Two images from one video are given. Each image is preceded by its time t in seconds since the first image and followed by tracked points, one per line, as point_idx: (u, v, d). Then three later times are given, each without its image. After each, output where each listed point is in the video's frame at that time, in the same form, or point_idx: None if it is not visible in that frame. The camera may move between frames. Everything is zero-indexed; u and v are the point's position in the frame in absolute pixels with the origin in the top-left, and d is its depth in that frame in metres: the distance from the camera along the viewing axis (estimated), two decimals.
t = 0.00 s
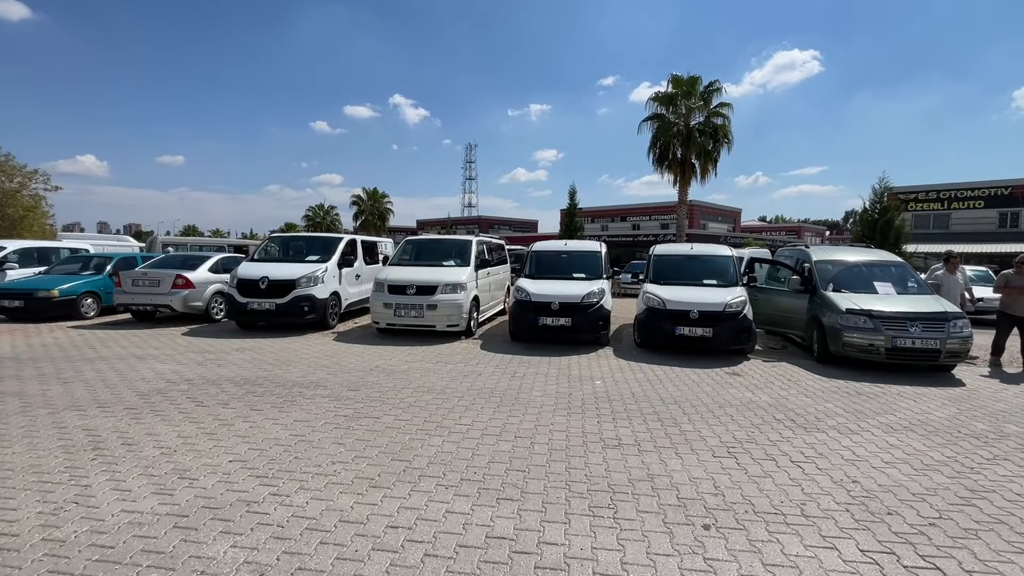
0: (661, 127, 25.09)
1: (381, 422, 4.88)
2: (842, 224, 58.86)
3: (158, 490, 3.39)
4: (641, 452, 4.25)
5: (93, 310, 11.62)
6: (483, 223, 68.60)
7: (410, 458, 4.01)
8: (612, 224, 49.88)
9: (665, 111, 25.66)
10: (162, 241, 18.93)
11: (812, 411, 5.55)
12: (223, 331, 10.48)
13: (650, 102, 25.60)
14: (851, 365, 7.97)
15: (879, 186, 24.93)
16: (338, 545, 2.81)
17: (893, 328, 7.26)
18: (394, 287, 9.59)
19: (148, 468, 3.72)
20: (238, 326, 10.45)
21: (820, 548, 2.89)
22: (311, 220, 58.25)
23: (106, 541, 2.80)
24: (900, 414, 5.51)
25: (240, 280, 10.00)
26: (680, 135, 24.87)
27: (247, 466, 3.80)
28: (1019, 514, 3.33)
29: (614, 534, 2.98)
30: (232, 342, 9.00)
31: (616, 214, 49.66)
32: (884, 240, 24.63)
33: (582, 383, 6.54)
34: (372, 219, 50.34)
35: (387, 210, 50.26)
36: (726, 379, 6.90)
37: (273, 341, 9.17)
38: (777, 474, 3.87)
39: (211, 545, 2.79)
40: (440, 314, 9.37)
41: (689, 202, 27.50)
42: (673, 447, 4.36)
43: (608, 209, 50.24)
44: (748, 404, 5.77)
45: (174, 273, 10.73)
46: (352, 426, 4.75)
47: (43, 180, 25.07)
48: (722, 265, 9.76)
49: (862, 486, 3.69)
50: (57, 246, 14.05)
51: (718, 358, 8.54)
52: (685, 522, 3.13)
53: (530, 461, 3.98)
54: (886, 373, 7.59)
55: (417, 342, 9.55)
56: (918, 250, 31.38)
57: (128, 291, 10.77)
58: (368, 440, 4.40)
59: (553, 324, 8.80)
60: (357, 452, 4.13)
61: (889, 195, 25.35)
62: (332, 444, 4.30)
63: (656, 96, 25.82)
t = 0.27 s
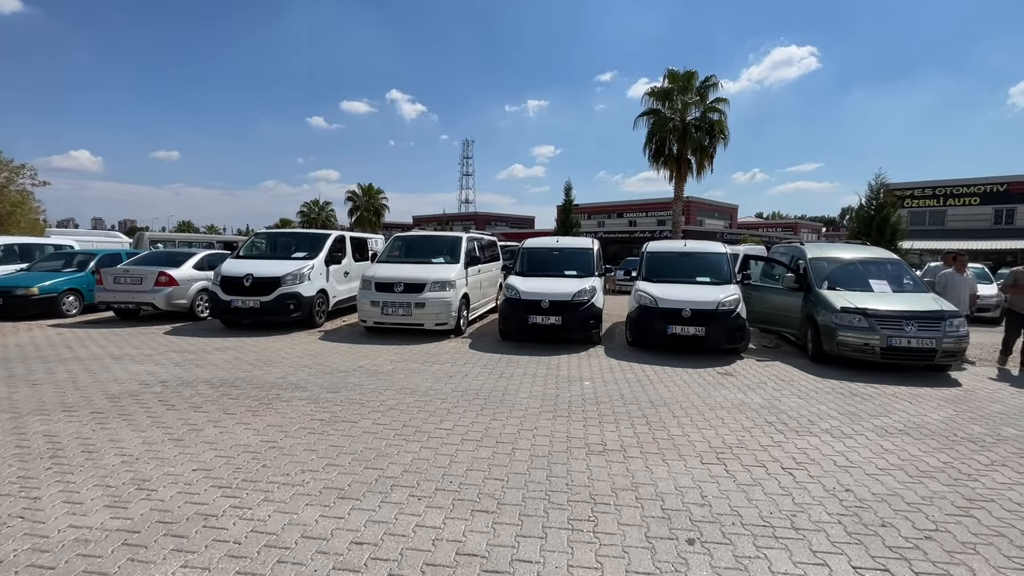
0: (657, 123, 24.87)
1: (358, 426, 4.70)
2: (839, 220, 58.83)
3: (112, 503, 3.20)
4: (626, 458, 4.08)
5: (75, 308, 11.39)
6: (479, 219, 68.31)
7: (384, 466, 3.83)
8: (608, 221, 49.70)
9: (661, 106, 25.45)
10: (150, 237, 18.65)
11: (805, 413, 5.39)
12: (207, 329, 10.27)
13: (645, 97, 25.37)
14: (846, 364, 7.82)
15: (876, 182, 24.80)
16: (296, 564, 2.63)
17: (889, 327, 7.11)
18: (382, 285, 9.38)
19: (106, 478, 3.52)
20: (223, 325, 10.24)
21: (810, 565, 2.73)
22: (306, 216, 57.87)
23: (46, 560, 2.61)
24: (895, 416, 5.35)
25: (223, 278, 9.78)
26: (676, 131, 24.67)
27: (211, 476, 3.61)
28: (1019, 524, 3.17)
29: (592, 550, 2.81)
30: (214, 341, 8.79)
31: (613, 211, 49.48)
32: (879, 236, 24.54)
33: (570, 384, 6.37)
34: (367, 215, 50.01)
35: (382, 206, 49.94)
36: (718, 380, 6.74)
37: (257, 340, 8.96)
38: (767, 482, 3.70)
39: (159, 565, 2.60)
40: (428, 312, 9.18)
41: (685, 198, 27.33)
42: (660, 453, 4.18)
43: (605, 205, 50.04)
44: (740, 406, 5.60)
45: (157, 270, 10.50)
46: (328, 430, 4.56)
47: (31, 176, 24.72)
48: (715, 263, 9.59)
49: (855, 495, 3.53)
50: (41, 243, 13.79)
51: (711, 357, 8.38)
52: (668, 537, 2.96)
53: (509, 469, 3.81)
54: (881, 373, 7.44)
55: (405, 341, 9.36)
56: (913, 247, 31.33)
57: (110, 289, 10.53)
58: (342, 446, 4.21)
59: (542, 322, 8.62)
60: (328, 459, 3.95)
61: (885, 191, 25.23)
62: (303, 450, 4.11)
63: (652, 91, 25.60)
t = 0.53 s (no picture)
0: (648, 119, 24.76)
1: (334, 431, 4.52)
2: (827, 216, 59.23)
3: (63, 518, 3.01)
4: (611, 463, 3.94)
5: (50, 307, 11.07)
6: (471, 215, 67.97)
7: (358, 475, 3.66)
8: (600, 217, 49.64)
9: (651, 102, 25.34)
10: (130, 234, 18.23)
11: (794, 414, 5.29)
12: (187, 329, 10.00)
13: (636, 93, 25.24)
14: (835, 362, 7.76)
15: (864, 178, 24.90)
16: None
17: (877, 325, 7.05)
18: (366, 283, 9.19)
19: (60, 491, 3.33)
20: (203, 324, 9.99)
21: None
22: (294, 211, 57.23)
23: None
24: (885, 416, 5.27)
25: (202, 276, 9.52)
26: (667, 127, 24.58)
27: (174, 487, 3.42)
28: (1012, 531, 3.07)
29: (572, 565, 2.67)
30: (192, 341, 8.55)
31: (604, 207, 49.42)
32: (868, 233, 24.66)
33: (556, 384, 6.23)
34: (357, 211, 49.54)
35: (372, 202, 49.48)
36: (706, 379, 6.64)
37: (237, 339, 8.73)
38: (754, 487, 3.59)
39: None
40: (413, 311, 9.00)
41: (676, 195, 27.26)
42: (645, 458, 4.06)
43: (596, 201, 49.96)
44: (728, 407, 5.50)
45: (134, 268, 10.21)
46: (302, 436, 4.38)
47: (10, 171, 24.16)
48: (705, 260, 9.49)
49: (845, 500, 3.42)
50: (16, 240, 13.41)
51: (700, 355, 8.28)
52: (651, 549, 2.83)
53: (488, 477, 3.66)
54: (870, 371, 7.38)
55: (390, 340, 9.18)
56: (901, 243, 31.57)
57: (86, 287, 10.23)
58: (315, 453, 4.04)
59: (529, 321, 8.47)
60: (299, 468, 3.77)
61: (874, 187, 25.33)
62: (274, 458, 3.93)
63: (643, 87, 25.49)
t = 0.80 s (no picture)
0: (633, 114, 24.72)
1: (304, 434, 4.34)
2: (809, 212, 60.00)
3: (3, 534, 2.80)
4: (591, 464, 3.83)
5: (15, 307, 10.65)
6: (457, 211, 67.55)
7: (327, 481, 3.50)
8: (586, 213, 49.65)
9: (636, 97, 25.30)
10: (103, 231, 17.66)
11: (777, 410, 5.24)
12: (159, 328, 9.69)
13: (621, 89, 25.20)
14: (817, 357, 7.76)
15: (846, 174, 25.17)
16: None
17: (859, 319, 7.05)
18: (345, 280, 8.97)
19: (3, 504, 3.11)
20: (176, 324, 9.68)
21: None
22: (276, 208, 56.30)
23: None
24: (866, 411, 5.25)
25: (175, 274, 9.22)
26: (652, 123, 24.57)
27: (128, 498, 3.23)
28: (994, 528, 3.03)
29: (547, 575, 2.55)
30: (164, 341, 8.26)
31: (590, 203, 49.45)
32: (849, 228, 24.96)
33: (538, 383, 6.12)
34: (341, 208, 48.89)
35: (356, 199, 48.88)
36: (690, 375, 6.57)
37: (211, 339, 8.46)
38: (737, 487, 3.50)
39: None
40: (394, 309, 8.81)
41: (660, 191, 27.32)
42: (626, 458, 3.95)
43: (583, 197, 49.96)
44: (711, 403, 5.43)
45: (103, 266, 9.85)
46: (271, 440, 4.19)
47: None
48: (689, 255, 9.44)
49: (827, 499, 3.35)
50: None
51: (684, 351, 8.23)
52: (631, 555, 2.72)
53: (464, 481, 3.52)
54: (852, 365, 7.39)
55: (370, 338, 8.98)
56: (881, 238, 32.05)
57: (52, 287, 9.85)
58: (284, 458, 3.87)
59: (512, 318, 8.34)
60: (265, 475, 3.59)
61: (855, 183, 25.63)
62: (239, 465, 3.74)
63: (628, 83, 25.44)
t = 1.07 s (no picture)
0: (612, 110, 24.71)
1: (264, 442, 4.10)
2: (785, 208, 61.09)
3: None
4: (566, 468, 3.69)
5: None
6: (437, 208, 66.95)
7: (285, 494, 3.28)
8: (567, 210, 49.68)
9: (615, 93, 25.30)
10: (63, 230, 16.90)
11: (755, 407, 5.18)
12: (120, 330, 9.25)
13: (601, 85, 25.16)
14: (794, 351, 7.77)
15: (820, 170, 25.59)
16: None
17: (835, 313, 7.06)
18: (316, 279, 8.67)
19: None
20: (138, 325, 9.25)
21: None
22: (251, 205, 55.00)
23: None
24: (843, 406, 5.22)
25: (135, 274, 8.80)
26: (631, 119, 24.60)
27: (63, 518, 2.97)
28: (972, 525, 2.97)
29: None
30: (123, 344, 7.86)
31: (571, 200, 49.48)
32: (824, 223, 25.40)
33: (514, 382, 5.96)
34: (318, 205, 47.98)
35: (334, 196, 48.03)
36: (668, 372, 6.49)
37: (174, 341, 8.09)
38: (714, 489, 3.40)
39: None
40: (367, 307, 8.55)
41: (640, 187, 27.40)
42: (602, 460, 3.82)
43: (563, 194, 49.96)
44: (689, 401, 5.34)
45: (59, 265, 9.37)
46: (228, 450, 3.94)
47: None
48: (667, 250, 9.38)
49: (806, 500, 3.26)
50: None
51: (663, 347, 8.16)
52: (605, 566, 2.57)
53: (431, 490, 3.33)
54: (828, 359, 7.41)
55: (343, 338, 8.71)
56: (854, 233, 32.74)
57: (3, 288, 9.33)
58: (240, 469, 3.62)
59: (489, 316, 8.16)
60: (218, 488, 3.35)
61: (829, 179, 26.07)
62: (190, 477, 3.49)
63: (607, 79, 25.41)
